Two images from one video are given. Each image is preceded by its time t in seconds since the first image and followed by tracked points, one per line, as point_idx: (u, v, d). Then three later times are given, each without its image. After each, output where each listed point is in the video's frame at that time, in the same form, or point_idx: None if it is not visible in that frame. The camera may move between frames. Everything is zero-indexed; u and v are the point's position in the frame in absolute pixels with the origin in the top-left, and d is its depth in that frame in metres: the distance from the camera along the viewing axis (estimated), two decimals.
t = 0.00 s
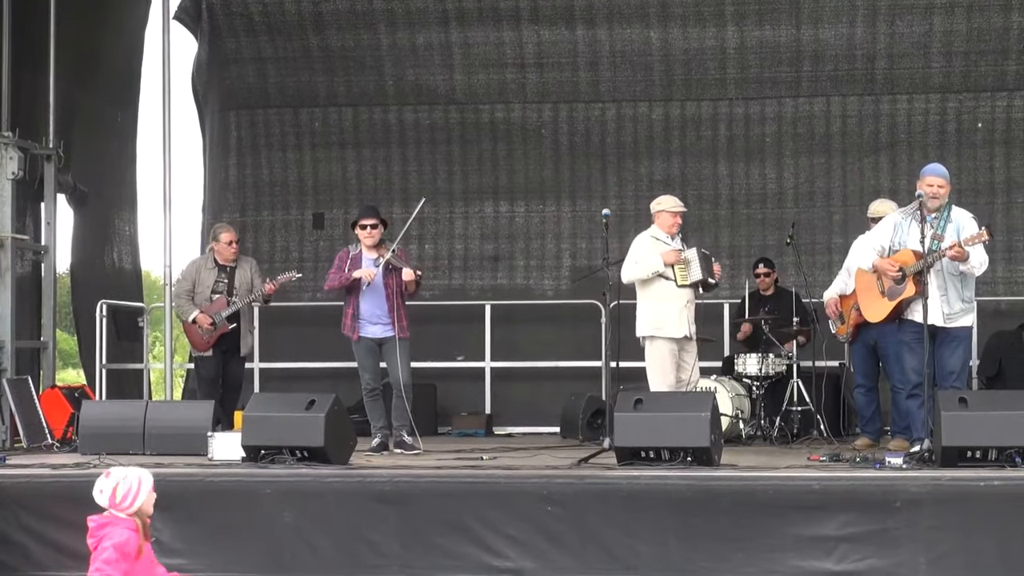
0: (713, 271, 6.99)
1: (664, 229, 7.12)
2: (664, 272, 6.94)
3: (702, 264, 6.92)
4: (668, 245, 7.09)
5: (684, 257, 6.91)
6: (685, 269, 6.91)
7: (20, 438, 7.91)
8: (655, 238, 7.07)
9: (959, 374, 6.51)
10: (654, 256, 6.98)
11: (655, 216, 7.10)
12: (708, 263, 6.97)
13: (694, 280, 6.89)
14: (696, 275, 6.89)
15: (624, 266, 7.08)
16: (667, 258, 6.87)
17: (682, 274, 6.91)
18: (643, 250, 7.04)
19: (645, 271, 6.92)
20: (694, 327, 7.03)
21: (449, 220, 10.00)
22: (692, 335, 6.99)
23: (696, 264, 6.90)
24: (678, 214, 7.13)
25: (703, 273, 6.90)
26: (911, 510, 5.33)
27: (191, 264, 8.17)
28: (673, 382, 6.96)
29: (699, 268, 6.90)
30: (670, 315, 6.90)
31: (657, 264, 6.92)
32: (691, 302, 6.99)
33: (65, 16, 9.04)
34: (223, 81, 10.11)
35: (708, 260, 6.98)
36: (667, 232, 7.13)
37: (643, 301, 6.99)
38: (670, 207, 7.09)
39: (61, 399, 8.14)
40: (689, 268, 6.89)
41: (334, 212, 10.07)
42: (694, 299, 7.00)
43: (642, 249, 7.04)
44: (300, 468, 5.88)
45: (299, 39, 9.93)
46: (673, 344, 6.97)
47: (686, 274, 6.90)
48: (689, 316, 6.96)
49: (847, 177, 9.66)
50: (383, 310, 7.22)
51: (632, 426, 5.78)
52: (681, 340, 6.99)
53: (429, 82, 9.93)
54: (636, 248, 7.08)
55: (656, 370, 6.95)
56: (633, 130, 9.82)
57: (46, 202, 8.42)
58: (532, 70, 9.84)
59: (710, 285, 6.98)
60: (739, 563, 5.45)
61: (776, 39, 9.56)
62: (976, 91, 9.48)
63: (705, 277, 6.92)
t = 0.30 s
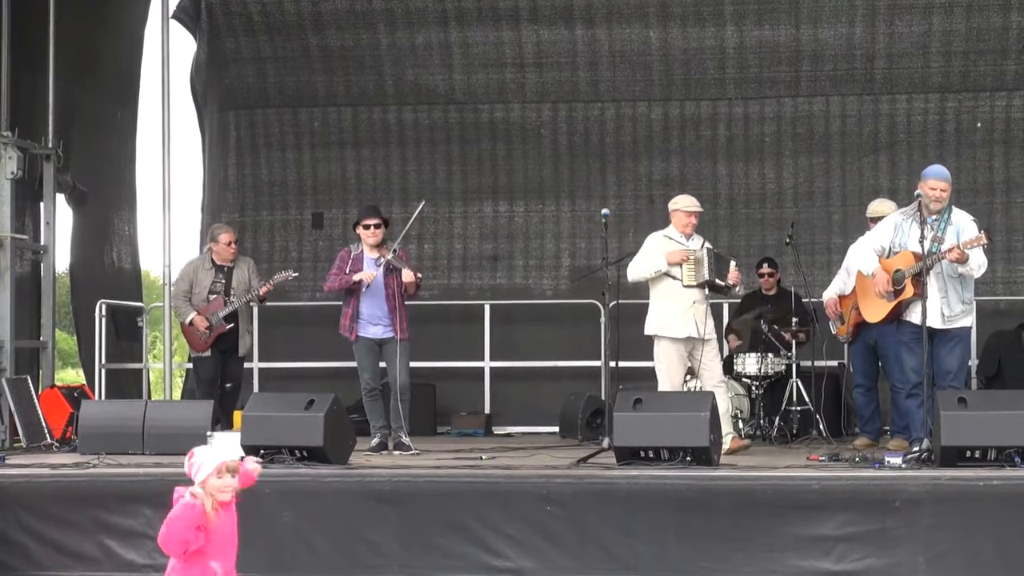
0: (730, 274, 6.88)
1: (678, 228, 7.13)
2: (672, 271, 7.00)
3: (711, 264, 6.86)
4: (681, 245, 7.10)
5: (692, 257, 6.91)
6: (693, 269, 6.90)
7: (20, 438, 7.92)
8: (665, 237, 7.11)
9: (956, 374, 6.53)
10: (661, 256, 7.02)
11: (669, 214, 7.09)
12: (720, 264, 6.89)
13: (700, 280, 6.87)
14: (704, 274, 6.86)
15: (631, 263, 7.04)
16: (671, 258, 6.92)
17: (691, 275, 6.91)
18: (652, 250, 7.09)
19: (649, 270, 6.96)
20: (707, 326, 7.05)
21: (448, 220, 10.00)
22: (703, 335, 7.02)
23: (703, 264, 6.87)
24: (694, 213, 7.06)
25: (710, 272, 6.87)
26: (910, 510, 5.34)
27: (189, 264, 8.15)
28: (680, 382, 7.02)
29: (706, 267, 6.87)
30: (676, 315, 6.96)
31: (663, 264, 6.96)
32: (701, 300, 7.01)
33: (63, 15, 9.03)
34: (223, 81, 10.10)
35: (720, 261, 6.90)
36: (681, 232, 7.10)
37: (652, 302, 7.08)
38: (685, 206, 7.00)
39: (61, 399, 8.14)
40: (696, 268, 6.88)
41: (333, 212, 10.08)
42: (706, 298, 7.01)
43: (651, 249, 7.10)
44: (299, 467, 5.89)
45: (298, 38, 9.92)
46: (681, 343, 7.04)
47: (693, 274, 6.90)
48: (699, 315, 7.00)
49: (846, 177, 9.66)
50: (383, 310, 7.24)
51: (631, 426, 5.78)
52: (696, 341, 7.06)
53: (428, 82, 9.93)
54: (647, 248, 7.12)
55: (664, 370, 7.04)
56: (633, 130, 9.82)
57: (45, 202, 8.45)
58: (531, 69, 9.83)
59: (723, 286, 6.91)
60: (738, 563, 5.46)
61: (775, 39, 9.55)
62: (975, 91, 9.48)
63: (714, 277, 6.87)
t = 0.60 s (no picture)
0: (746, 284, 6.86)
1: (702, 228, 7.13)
2: (685, 272, 7.07)
3: (726, 271, 6.87)
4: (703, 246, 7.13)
5: (708, 260, 6.89)
6: (709, 272, 6.88)
7: (19, 438, 7.91)
8: (686, 237, 7.14)
9: (956, 373, 6.56)
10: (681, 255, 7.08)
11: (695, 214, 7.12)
12: (737, 273, 6.89)
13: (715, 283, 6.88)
14: (718, 279, 6.87)
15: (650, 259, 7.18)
16: (687, 259, 6.91)
17: (705, 278, 6.89)
18: (673, 249, 7.15)
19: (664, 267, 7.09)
20: (725, 329, 7.09)
21: (448, 220, 10.00)
22: (720, 338, 7.07)
23: (719, 268, 6.87)
24: (720, 215, 7.08)
25: (726, 277, 6.87)
26: (910, 510, 5.36)
27: (185, 265, 8.14)
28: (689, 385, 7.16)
29: (722, 272, 6.87)
30: (685, 316, 7.07)
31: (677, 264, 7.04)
32: (715, 303, 7.06)
33: (63, 15, 9.03)
34: (222, 81, 10.09)
35: (737, 270, 6.89)
36: (705, 232, 7.13)
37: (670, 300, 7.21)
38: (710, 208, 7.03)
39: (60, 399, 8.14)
40: (711, 271, 6.87)
41: (332, 212, 10.08)
42: (722, 301, 7.05)
43: (672, 246, 7.16)
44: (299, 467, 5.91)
45: (298, 38, 9.91)
46: (694, 345, 7.13)
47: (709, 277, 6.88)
48: (712, 318, 7.06)
49: (846, 176, 9.66)
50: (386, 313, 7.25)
51: (631, 425, 5.78)
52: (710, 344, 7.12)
53: (428, 82, 9.92)
54: (669, 246, 7.18)
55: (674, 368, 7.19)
56: (632, 130, 9.82)
57: (45, 202, 8.44)
58: (530, 69, 9.83)
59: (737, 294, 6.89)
60: (738, 563, 5.48)
61: (775, 39, 9.55)
62: (975, 91, 9.47)
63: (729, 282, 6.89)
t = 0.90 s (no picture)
0: (751, 296, 6.89)
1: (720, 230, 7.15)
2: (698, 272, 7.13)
3: (733, 279, 6.92)
4: (718, 247, 7.16)
5: (720, 264, 6.96)
6: (717, 276, 6.95)
7: (19, 438, 7.91)
8: (703, 236, 7.15)
9: (956, 373, 6.59)
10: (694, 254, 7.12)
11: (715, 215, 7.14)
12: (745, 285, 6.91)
13: (721, 290, 6.93)
14: (725, 285, 6.92)
15: (668, 252, 7.23)
16: (697, 258, 6.94)
17: (713, 281, 6.95)
18: (688, 246, 7.18)
19: (679, 262, 7.13)
20: (733, 334, 7.08)
21: (448, 220, 10.00)
22: (725, 342, 7.06)
23: (727, 275, 6.93)
24: (738, 220, 7.10)
25: (732, 286, 6.92)
26: (909, 510, 5.36)
27: (183, 265, 8.08)
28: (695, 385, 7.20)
29: (729, 279, 6.93)
30: (690, 317, 7.12)
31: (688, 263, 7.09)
32: (721, 307, 7.06)
33: (63, 15, 9.02)
34: (223, 81, 10.08)
35: (747, 282, 6.92)
36: (721, 234, 7.16)
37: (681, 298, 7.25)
38: (731, 212, 7.05)
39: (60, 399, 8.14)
40: (719, 276, 6.93)
41: (332, 212, 10.08)
42: (727, 305, 7.03)
43: (689, 244, 7.18)
44: (298, 467, 5.91)
45: (298, 38, 9.91)
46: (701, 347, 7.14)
47: (716, 281, 6.94)
48: (717, 321, 7.06)
49: (846, 176, 9.65)
50: (394, 313, 7.26)
51: (630, 425, 5.79)
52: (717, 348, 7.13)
53: (428, 82, 9.92)
54: (686, 242, 7.21)
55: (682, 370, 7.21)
56: (632, 130, 9.82)
57: (44, 202, 8.44)
58: (530, 69, 9.83)
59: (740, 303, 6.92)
60: (737, 562, 5.48)
61: (774, 39, 9.55)
62: (975, 91, 9.47)
63: (736, 290, 6.92)
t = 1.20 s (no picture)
0: (748, 301, 6.89)
1: (720, 232, 7.17)
2: (697, 272, 7.15)
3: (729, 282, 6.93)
4: (717, 249, 7.17)
5: (717, 266, 6.96)
6: (715, 278, 6.94)
7: (17, 438, 7.91)
8: (702, 238, 7.17)
9: (955, 373, 6.60)
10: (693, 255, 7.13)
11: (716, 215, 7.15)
12: (741, 289, 6.92)
13: (717, 292, 6.93)
14: (721, 288, 6.92)
15: (669, 251, 7.25)
16: (695, 260, 6.94)
17: (710, 283, 6.95)
18: (688, 247, 7.19)
19: (679, 262, 7.15)
20: (731, 335, 7.10)
21: (447, 219, 10.00)
22: (723, 343, 7.07)
23: (724, 276, 6.93)
24: (738, 221, 7.10)
25: (728, 288, 6.93)
26: (908, 510, 5.37)
27: (185, 265, 8.09)
28: (694, 386, 7.21)
29: (726, 282, 6.93)
30: (689, 319, 7.13)
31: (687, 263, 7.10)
32: (717, 308, 7.08)
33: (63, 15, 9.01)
34: (221, 81, 10.08)
35: (743, 286, 6.92)
36: (721, 235, 7.16)
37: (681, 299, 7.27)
38: (731, 213, 7.05)
39: (59, 399, 8.13)
40: (715, 278, 6.93)
41: (331, 211, 10.08)
42: (724, 306, 7.05)
43: (689, 244, 7.20)
44: (297, 467, 5.92)
45: (297, 38, 9.90)
46: (699, 347, 7.16)
47: (713, 283, 6.94)
48: (714, 323, 7.08)
49: (845, 176, 9.66)
50: (404, 309, 7.30)
51: (630, 426, 5.79)
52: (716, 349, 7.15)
53: (426, 81, 9.92)
54: (686, 243, 7.22)
55: (681, 369, 7.22)
56: (631, 130, 9.82)
57: (43, 202, 8.42)
58: (529, 69, 9.83)
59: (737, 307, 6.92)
60: (736, 562, 5.48)
61: (773, 39, 9.55)
62: (973, 91, 9.48)
63: (732, 292, 6.93)
